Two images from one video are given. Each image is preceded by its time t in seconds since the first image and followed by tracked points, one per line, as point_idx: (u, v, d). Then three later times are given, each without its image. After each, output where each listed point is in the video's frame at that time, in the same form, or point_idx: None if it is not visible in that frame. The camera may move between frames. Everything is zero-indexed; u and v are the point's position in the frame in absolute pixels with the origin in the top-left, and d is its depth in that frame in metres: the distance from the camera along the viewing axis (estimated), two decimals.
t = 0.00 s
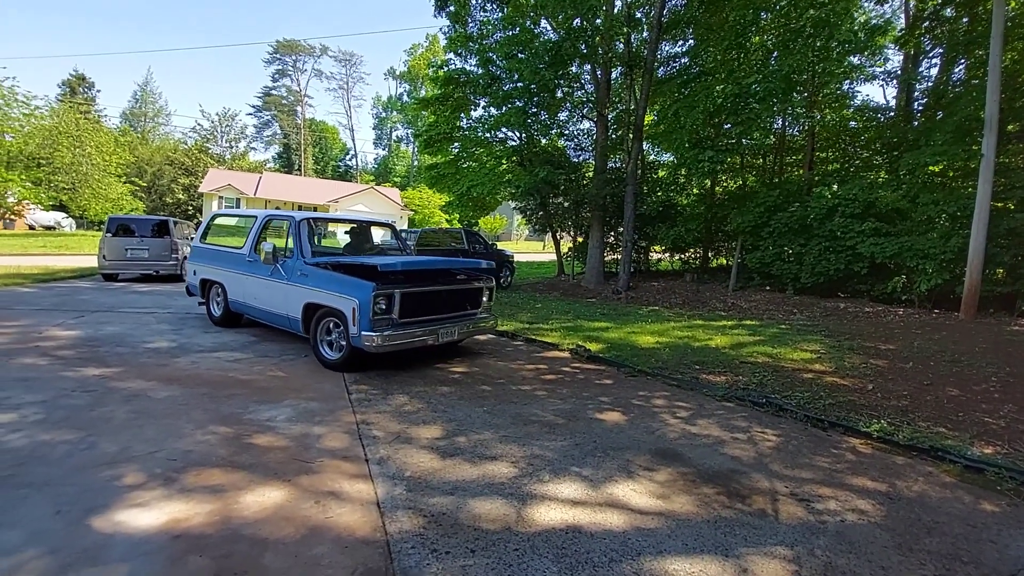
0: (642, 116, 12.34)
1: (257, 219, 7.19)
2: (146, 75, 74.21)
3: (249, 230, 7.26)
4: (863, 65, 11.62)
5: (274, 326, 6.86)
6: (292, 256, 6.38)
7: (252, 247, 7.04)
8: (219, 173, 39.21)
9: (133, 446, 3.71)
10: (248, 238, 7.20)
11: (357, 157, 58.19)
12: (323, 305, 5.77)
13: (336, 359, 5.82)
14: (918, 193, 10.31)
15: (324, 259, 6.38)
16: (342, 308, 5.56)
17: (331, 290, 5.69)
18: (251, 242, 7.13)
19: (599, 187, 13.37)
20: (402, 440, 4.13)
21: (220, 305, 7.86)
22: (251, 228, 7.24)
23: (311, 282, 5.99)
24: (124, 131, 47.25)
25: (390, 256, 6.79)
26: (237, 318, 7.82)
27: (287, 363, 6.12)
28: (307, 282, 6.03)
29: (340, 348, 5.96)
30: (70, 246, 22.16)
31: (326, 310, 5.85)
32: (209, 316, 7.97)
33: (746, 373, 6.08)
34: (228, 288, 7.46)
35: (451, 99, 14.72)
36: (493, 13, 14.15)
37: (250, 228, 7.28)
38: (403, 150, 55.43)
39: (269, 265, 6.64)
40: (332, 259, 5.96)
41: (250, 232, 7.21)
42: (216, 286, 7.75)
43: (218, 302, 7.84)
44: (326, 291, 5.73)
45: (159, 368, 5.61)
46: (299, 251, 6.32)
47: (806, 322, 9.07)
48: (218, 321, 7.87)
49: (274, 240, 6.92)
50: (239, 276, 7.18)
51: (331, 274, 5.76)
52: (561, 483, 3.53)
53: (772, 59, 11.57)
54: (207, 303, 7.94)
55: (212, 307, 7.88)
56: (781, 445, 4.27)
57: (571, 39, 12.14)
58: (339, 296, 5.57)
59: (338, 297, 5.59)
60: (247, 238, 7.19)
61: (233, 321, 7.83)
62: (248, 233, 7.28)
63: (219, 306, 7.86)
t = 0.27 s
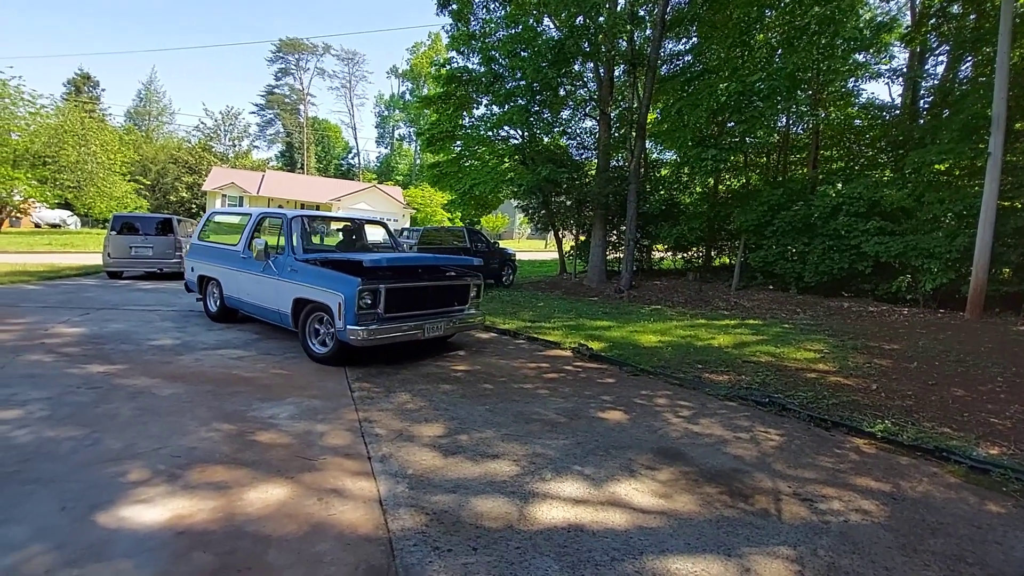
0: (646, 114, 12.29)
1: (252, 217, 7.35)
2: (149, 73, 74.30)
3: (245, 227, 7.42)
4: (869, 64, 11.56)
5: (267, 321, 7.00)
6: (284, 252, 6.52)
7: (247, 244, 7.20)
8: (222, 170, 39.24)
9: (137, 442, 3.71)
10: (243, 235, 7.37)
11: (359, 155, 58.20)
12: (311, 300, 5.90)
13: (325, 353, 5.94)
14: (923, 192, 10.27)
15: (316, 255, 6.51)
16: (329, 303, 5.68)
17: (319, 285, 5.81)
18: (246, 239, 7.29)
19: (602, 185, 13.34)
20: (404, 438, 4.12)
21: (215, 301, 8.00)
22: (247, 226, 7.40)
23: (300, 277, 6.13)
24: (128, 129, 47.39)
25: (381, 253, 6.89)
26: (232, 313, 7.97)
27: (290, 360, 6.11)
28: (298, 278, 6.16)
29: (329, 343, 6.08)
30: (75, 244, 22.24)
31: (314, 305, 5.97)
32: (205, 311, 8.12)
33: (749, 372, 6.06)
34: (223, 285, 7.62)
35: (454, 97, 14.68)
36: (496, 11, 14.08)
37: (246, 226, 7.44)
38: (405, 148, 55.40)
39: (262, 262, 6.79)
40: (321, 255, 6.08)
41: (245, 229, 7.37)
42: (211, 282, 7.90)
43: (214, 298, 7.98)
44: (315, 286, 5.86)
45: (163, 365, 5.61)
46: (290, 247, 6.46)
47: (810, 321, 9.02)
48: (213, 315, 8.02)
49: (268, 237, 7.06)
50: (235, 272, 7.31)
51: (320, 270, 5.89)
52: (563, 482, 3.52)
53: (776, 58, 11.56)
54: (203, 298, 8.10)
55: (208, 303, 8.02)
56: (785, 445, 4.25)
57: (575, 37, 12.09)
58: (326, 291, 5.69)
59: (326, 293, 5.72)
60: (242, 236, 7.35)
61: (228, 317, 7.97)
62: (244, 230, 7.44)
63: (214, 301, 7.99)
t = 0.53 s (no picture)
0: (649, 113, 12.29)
1: (248, 215, 7.55)
2: (153, 72, 74.49)
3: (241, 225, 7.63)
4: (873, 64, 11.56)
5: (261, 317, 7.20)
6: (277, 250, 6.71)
7: (242, 242, 7.41)
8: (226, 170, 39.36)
9: (141, 442, 3.76)
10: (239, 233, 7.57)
11: (363, 154, 58.31)
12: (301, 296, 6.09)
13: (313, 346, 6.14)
14: (927, 192, 10.23)
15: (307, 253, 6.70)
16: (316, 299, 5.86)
17: (308, 282, 5.99)
18: (241, 237, 7.49)
19: (605, 184, 13.36)
20: (408, 437, 4.16)
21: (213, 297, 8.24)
22: (243, 224, 7.60)
23: (291, 274, 6.32)
24: (133, 129, 47.58)
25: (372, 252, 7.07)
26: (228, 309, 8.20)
27: (294, 360, 6.15)
28: (288, 275, 6.36)
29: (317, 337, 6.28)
30: (79, 242, 22.34)
31: (303, 301, 6.16)
32: (204, 306, 8.36)
33: (752, 372, 6.07)
34: (220, 281, 7.82)
35: (457, 97, 14.71)
36: (499, 10, 14.06)
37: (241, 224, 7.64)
38: (408, 148, 55.47)
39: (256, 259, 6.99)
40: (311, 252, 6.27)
41: (241, 227, 7.58)
42: (209, 279, 8.15)
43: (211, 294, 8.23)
44: (304, 282, 6.04)
45: (167, 365, 5.66)
46: (282, 245, 6.65)
47: (813, 321, 9.01)
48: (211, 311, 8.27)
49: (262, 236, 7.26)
50: (232, 269, 7.50)
51: (309, 267, 6.07)
52: (566, 481, 3.55)
53: (780, 56, 11.60)
54: (201, 294, 8.34)
55: (206, 298, 8.27)
56: (787, 444, 4.27)
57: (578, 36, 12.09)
58: (314, 287, 5.88)
59: (314, 289, 5.90)
60: (238, 234, 7.56)
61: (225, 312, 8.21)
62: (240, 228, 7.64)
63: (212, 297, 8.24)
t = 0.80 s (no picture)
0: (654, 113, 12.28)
1: (246, 215, 7.70)
2: (160, 73, 75.17)
3: (239, 225, 7.78)
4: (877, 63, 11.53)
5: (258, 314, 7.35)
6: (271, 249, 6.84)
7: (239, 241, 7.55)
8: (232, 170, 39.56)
9: (149, 441, 3.80)
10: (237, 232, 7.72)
11: (368, 154, 58.47)
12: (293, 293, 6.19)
13: (306, 342, 6.29)
14: (933, 192, 10.15)
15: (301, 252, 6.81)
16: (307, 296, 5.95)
17: (299, 279, 6.08)
18: (239, 236, 7.63)
19: (610, 184, 13.37)
20: (413, 437, 4.19)
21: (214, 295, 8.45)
22: (240, 224, 7.75)
23: (284, 272, 6.42)
24: (140, 130, 47.88)
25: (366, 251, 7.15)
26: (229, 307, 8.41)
27: (300, 360, 6.19)
28: (281, 273, 6.46)
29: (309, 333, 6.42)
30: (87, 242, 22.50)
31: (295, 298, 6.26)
32: (205, 304, 8.57)
33: (757, 372, 6.07)
34: (220, 280, 7.99)
35: (462, 97, 14.73)
36: (504, 10, 14.07)
37: (240, 224, 7.79)
38: (413, 148, 55.60)
39: (252, 258, 7.13)
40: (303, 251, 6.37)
41: (239, 227, 7.73)
42: (210, 277, 8.35)
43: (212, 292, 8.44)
44: (295, 280, 6.13)
45: (175, 365, 5.71)
46: (276, 244, 6.77)
47: (819, 321, 9.00)
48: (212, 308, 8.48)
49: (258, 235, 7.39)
50: (231, 267, 7.64)
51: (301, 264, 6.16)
52: (571, 480, 3.57)
53: (786, 56, 11.66)
54: (202, 292, 8.55)
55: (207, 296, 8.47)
56: (791, 445, 4.28)
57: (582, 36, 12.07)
58: (304, 284, 5.96)
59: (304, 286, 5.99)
60: (236, 233, 7.71)
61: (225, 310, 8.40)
62: (238, 228, 7.80)
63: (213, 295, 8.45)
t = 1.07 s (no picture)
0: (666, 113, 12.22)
1: (252, 215, 7.87)
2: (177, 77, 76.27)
3: (246, 225, 7.96)
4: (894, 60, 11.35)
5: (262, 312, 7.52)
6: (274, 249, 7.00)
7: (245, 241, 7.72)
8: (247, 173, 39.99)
9: (168, 439, 3.86)
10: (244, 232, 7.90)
11: (380, 156, 58.81)
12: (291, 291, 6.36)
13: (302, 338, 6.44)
14: (952, 190, 9.98)
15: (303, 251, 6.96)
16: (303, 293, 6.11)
17: (297, 278, 6.25)
18: (245, 236, 7.81)
19: (622, 185, 13.32)
20: (426, 437, 4.21)
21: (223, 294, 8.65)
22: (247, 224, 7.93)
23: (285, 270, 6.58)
24: (157, 133, 48.60)
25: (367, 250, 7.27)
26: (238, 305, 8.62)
27: (314, 360, 6.25)
28: (282, 272, 6.62)
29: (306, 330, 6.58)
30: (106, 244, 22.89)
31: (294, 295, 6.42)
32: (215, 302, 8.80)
33: (771, 374, 6.02)
34: (228, 279, 8.17)
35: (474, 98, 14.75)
36: (516, 11, 14.09)
37: (246, 224, 7.96)
38: (425, 149, 55.84)
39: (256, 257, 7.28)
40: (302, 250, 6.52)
41: (246, 227, 7.90)
42: (218, 277, 8.54)
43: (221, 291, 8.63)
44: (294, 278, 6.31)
45: (193, 364, 5.79)
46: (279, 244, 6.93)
47: (834, 322, 8.90)
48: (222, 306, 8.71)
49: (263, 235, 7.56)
50: (238, 267, 7.82)
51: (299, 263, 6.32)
52: (583, 481, 3.57)
53: (800, 53, 11.44)
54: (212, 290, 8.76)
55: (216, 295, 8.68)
56: (805, 447, 4.24)
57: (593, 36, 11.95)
58: (301, 282, 6.13)
59: (301, 284, 6.15)
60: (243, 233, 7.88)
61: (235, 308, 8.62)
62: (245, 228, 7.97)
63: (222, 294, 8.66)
